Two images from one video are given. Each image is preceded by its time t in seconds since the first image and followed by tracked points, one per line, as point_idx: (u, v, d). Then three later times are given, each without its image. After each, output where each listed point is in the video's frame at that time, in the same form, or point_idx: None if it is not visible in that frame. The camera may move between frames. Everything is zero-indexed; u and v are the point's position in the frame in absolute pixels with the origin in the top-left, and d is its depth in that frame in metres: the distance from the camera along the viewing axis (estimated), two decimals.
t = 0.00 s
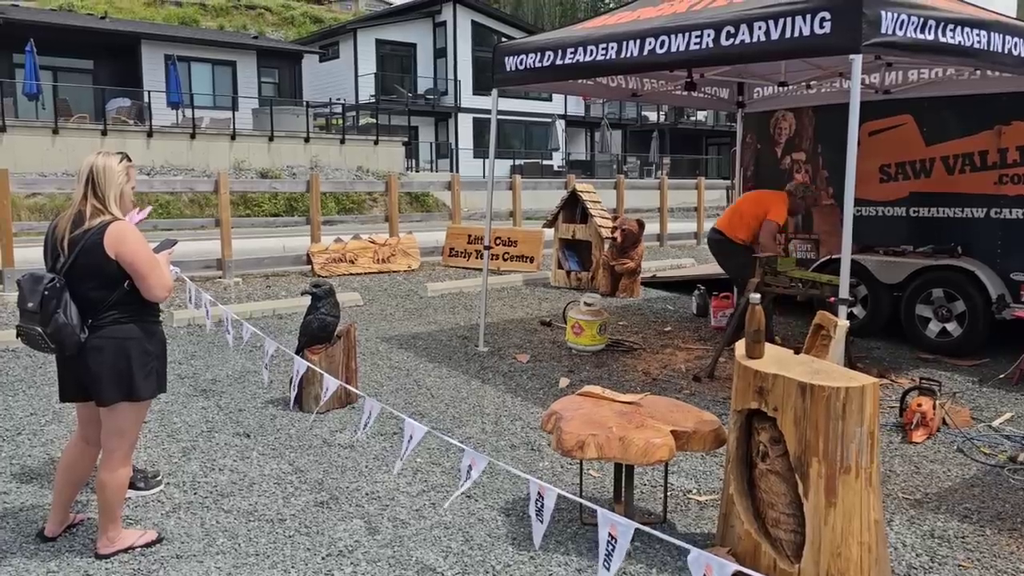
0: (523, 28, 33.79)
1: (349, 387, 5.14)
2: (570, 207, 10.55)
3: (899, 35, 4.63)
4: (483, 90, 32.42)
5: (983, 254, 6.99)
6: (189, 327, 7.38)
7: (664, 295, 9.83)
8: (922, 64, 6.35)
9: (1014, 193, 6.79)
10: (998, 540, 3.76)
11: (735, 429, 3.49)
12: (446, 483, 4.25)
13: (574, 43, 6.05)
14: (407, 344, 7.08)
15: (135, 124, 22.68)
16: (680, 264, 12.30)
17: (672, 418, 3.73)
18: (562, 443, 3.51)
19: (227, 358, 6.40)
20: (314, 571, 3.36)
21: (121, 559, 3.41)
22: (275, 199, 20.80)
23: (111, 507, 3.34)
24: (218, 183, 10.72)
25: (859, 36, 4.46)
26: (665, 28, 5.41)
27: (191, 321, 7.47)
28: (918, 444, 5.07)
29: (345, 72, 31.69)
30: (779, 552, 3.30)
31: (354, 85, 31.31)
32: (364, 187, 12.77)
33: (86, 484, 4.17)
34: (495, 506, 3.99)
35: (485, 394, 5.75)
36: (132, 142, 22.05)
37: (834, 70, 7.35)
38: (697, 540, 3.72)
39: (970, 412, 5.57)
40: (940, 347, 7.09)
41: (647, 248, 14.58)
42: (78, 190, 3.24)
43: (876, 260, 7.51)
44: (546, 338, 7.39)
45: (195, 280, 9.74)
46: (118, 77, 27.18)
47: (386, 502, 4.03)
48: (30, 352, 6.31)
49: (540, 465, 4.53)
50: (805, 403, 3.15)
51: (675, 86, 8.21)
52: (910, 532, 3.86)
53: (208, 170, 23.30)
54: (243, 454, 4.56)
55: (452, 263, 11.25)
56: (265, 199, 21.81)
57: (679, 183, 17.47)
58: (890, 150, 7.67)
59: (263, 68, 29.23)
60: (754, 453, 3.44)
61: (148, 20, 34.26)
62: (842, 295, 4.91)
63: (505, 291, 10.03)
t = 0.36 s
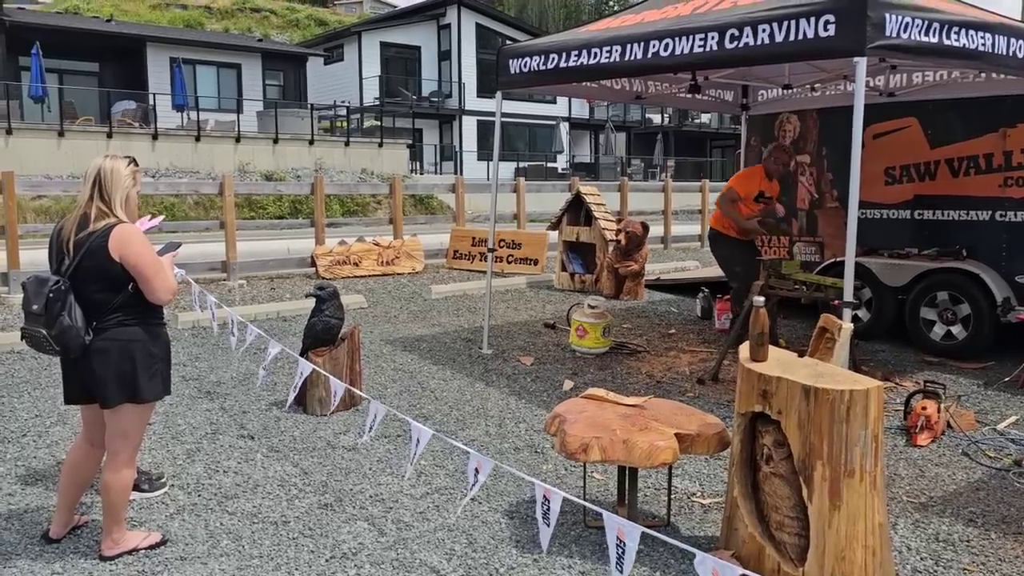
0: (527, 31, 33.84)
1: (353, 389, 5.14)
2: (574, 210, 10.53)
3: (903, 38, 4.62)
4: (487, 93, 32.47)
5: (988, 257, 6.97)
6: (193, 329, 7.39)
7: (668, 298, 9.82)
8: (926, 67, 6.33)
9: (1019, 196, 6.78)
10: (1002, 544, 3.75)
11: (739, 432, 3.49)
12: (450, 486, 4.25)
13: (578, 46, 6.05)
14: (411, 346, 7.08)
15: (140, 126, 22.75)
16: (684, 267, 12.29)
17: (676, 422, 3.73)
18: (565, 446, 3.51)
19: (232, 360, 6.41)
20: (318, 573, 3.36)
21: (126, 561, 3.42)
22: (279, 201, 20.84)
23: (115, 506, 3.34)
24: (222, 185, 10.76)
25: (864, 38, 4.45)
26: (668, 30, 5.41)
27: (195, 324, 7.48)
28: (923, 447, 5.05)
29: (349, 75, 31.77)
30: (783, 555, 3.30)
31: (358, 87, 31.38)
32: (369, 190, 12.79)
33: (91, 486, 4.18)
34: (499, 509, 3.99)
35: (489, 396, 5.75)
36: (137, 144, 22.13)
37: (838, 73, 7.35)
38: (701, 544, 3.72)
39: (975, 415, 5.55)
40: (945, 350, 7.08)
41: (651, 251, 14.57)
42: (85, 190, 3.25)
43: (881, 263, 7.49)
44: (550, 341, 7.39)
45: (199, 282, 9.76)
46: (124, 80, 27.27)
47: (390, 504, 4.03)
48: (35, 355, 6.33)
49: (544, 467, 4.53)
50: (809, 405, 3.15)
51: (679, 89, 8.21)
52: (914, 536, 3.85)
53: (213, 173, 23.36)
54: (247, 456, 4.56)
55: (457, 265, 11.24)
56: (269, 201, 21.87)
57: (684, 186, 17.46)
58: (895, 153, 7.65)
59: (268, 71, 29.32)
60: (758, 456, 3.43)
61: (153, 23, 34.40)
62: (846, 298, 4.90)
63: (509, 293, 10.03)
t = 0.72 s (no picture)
0: (534, 31, 33.84)
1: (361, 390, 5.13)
2: (582, 211, 10.55)
3: (912, 39, 4.61)
4: (494, 94, 32.48)
5: (997, 259, 6.94)
6: (201, 329, 7.41)
7: (676, 299, 9.80)
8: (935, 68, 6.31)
9: None
10: (1012, 548, 3.72)
11: (747, 434, 3.48)
12: (457, 486, 4.25)
13: (586, 47, 6.04)
14: (418, 347, 7.09)
15: (149, 127, 22.84)
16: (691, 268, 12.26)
17: (684, 423, 3.72)
18: (573, 447, 3.51)
19: (239, 360, 6.42)
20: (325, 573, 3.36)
21: (134, 560, 3.43)
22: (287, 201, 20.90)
23: (124, 504, 3.35)
24: (230, 186, 10.79)
25: (873, 39, 4.44)
26: (677, 31, 5.40)
27: (203, 324, 7.49)
28: (931, 450, 5.03)
29: (357, 75, 31.83)
30: (791, 557, 3.29)
31: (366, 88, 31.44)
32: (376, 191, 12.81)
33: (99, 485, 4.19)
34: (506, 510, 3.99)
35: (496, 397, 5.75)
36: (146, 144, 22.22)
37: (847, 74, 7.32)
38: (708, 545, 3.71)
39: (984, 418, 5.53)
40: (954, 353, 7.04)
41: (658, 252, 14.54)
42: (94, 190, 3.27)
43: (889, 265, 7.47)
44: (557, 342, 7.38)
45: (207, 282, 9.79)
46: (133, 80, 27.38)
47: (397, 504, 4.03)
48: (43, 354, 6.36)
49: (551, 469, 4.53)
50: (817, 407, 3.13)
51: (687, 90, 8.19)
52: (923, 539, 3.84)
53: (221, 173, 23.43)
54: (254, 456, 4.57)
55: (463, 266, 11.26)
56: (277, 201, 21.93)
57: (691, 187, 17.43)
58: (904, 154, 7.62)
59: (275, 71, 29.39)
60: (766, 457, 3.42)
61: (161, 24, 34.52)
62: (854, 300, 4.88)
63: (516, 294, 10.03)
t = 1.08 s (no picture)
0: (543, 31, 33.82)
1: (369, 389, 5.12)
2: (590, 211, 10.52)
3: (924, 39, 4.58)
4: (503, 93, 32.48)
5: (1008, 260, 6.91)
6: (210, 327, 7.43)
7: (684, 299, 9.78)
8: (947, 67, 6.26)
9: None
10: None
11: (757, 435, 3.46)
12: (465, 486, 4.24)
13: (595, 46, 6.03)
14: (426, 346, 7.09)
15: (159, 126, 22.92)
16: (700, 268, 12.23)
17: (693, 424, 3.71)
18: (581, 447, 3.50)
19: (248, 358, 6.43)
20: (333, 572, 3.36)
21: (142, 557, 3.43)
22: (296, 200, 20.94)
23: (132, 503, 3.36)
24: (239, 185, 10.81)
25: (885, 39, 4.41)
26: (687, 30, 5.38)
27: (211, 322, 7.51)
28: (942, 451, 5.00)
29: (366, 75, 31.87)
30: (800, 558, 3.28)
31: (374, 87, 31.48)
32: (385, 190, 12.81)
33: (108, 483, 4.21)
34: (514, 510, 3.98)
35: (504, 397, 5.74)
36: (156, 143, 22.32)
37: (857, 74, 7.28)
38: (716, 546, 3.70)
39: (995, 420, 5.49)
40: (965, 354, 7.00)
41: (667, 252, 14.51)
42: (105, 189, 3.28)
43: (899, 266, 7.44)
44: (565, 341, 7.37)
45: (216, 281, 9.81)
46: (143, 80, 27.49)
47: (405, 503, 4.03)
48: (54, 351, 6.38)
49: (559, 469, 4.52)
50: (827, 408, 3.12)
51: (696, 90, 8.16)
52: (933, 541, 3.81)
53: (230, 172, 23.50)
54: (263, 454, 4.58)
55: (471, 265, 11.16)
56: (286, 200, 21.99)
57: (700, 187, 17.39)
58: (914, 154, 7.57)
59: (284, 71, 29.46)
60: (775, 458, 3.41)
61: (171, 23, 34.66)
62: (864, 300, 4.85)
63: (525, 293, 10.03)
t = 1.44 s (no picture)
0: (555, 30, 33.77)
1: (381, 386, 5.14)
2: (601, 209, 10.49)
3: (940, 36, 4.55)
4: (514, 92, 32.46)
5: None
6: (223, 325, 7.45)
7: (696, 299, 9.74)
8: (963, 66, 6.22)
9: None
10: None
11: (770, 434, 3.44)
12: (477, 484, 4.24)
13: (607, 44, 6.02)
14: (438, 344, 7.09)
15: (172, 124, 23.03)
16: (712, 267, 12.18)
17: (706, 423, 3.69)
18: (593, 446, 3.49)
19: (260, 356, 6.45)
20: (345, 570, 3.37)
21: (156, 554, 3.45)
22: (308, 199, 21.00)
23: (147, 501, 3.38)
24: (252, 183, 10.84)
25: (900, 36, 4.37)
26: (699, 28, 5.36)
27: (224, 320, 7.54)
28: (956, 452, 4.96)
29: (377, 74, 31.92)
30: (814, 559, 3.26)
31: (386, 86, 31.52)
32: (397, 189, 12.82)
33: (122, 480, 4.23)
34: (526, 508, 3.98)
35: (516, 396, 5.74)
36: (169, 142, 22.42)
37: (872, 72, 7.22)
38: (729, 546, 3.68)
39: (1011, 421, 5.45)
40: (979, 354, 6.93)
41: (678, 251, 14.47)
42: (118, 187, 3.30)
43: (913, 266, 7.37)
44: (577, 340, 7.36)
45: (229, 279, 9.85)
46: (156, 79, 27.62)
47: (417, 501, 4.04)
48: (68, 349, 6.42)
49: (571, 467, 4.51)
50: (842, 408, 3.10)
51: (708, 88, 8.12)
52: (948, 542, 3.79)
53: (242, 171, 23.60)
54: (275, 452, 4.59)
55: (483, 264, 11.21)
56: (299, 199, 22.06)
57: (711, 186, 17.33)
58: (929, 153, 7.52)
59: (296, 70, 29.54)
60: (789, 458, 3.39)
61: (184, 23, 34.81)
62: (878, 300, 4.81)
63: (536, 292, 10.02)
